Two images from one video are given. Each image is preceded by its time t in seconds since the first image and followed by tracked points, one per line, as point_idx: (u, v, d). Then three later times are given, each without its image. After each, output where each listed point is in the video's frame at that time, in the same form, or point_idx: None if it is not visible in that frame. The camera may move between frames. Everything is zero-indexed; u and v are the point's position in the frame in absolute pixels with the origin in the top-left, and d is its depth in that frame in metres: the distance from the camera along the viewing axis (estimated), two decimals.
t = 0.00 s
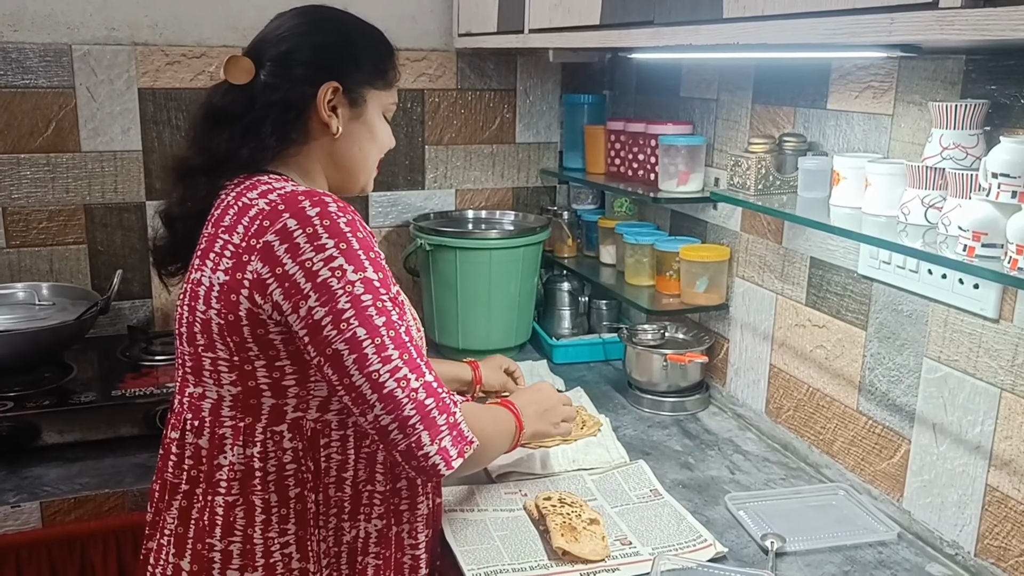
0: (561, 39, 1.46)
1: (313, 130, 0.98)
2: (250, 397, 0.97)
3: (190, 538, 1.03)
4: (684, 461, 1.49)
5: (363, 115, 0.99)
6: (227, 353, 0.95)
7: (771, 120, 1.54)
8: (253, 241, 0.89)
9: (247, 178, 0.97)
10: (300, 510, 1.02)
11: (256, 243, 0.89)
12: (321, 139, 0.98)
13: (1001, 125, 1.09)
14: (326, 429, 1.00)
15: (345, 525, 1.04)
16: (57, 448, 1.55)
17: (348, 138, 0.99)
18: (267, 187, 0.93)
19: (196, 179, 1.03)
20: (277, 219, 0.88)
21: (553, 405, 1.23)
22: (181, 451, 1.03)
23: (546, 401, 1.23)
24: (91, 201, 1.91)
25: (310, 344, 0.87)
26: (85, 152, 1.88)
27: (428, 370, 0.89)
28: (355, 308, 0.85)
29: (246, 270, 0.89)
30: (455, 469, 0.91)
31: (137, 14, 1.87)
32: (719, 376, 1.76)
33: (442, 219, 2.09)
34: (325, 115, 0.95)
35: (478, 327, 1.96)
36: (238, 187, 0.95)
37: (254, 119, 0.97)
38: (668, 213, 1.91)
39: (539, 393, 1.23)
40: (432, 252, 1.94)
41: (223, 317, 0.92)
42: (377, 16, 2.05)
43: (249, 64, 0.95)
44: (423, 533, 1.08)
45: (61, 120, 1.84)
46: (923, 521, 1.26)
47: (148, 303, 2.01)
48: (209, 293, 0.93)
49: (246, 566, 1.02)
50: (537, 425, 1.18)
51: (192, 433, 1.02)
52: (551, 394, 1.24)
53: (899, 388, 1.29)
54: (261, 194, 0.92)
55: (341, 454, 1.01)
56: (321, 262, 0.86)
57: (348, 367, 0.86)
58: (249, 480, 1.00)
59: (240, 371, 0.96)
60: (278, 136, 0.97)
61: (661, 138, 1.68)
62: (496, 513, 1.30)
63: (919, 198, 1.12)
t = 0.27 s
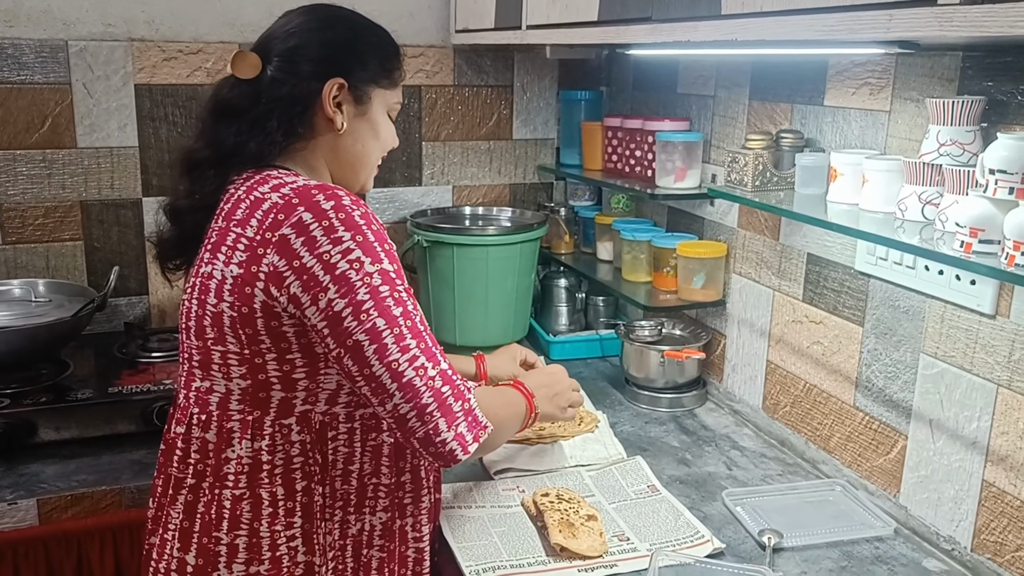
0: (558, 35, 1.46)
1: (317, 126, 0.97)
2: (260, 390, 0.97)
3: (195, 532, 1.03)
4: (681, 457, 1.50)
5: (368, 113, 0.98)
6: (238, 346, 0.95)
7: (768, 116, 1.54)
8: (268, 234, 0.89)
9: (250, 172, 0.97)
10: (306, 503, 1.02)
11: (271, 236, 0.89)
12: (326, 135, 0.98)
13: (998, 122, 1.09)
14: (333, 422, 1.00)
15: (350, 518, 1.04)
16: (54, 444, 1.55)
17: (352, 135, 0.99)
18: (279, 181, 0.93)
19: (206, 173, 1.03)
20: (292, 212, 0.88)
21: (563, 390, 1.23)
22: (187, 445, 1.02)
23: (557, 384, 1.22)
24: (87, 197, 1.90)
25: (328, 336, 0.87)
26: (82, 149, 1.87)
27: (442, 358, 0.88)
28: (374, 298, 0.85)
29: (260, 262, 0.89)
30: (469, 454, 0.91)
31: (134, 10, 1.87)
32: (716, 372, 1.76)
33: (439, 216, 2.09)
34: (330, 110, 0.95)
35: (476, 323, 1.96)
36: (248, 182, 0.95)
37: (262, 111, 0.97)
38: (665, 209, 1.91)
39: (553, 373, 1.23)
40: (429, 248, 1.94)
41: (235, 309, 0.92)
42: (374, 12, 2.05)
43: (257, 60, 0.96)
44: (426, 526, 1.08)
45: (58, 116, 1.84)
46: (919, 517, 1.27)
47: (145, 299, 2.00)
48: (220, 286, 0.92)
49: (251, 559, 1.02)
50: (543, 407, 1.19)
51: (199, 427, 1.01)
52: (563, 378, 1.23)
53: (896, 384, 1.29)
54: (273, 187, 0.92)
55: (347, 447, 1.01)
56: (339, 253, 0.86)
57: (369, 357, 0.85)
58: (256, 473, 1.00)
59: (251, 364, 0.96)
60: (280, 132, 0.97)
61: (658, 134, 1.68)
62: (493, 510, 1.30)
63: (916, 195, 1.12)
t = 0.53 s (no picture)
0: (552, 32, 1.46)
1: (316, 124, 0.97)
2: (257, 386, 0.97)
3: (197, 529, 1.03)
4: (675, 454, 1.50)
5: (366, 106, 0.98)
6: (235, 342, 0.95)
7: (761, 114, 1.54)
8: (264, 230, 0.89)
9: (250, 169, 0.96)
10: (307, 499, 1.02)
11: (267, 232, 0.89)
12: (325, 132, 0.98)
13: (991, 120, 1.09)
14: (331, 419, 1.00)
15: (350, 515, 1.04)
16: (47, 443, 1.54)
17: (351, 129, 0.98)
18: (275, 177, 0.92)
19: (203, 171, 1.03)
20: (288, 208, 0.88)
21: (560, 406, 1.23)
22: (186, 442, 1.02)
23: (556, 399, 1.22)
24: (79, 194, 1.89)
25: (316, 334, 0.87)
26: (74, 146, 1.86)
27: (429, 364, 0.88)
28: (362, 298, 0.85)
29: (256, 258, 0.89)
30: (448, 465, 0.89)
31: (125, 7, 1.86)
32: (710, 369, 1.77)
33: (433, 213, 2.09)
34: (328, 107, 0.95)
35: (469, 320, 1.96)
36: (245, 177, 0.94)
37: (258, 113, 0.96)
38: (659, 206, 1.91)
39: (552, 387, 1.23)
40: (422, 245, 1.94)
41: (232, 305, 0.92)
42: (367, 9, 2.04)
43: (249, 64, 0.95)
44: (425, 523, 1.08)
45: (50, 113, 1.83)
46: (912, 513, 1.27)
47: (138, 297, 2.00)
48: (217, 281, 0.92)
49: (255, 556, 1.02)
50: (539, 421, 1.18)
51: (197, 424, 1.01)
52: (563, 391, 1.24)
53: (889, 381, 1.29)
54: (270, 183, 0.91)
55: (346, 444, 1.01)
56: (330, 251, 0.86)
57: (350, 359, 0.85)
58: (256, 470, 1.00)
59: (248, 360, 0.95)
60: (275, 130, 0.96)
61: (652, 131, 1.68)
62: (489, 507, 1.30)
63: (910, 192, 1.12)
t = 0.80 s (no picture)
0: (551, 31, 1.45)
1: (314, 123, 0.97)
2: (255, 388, 0.96)
3: (197, 530, 1.02)
4: (675, 454, 1.50)
5: (366, 109, 0.98)
6: (232, 344, 0.94)
7: (761, 113, 1.54)
8: (259, 232, 0.89)
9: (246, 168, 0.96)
10: (307, 500, 1.02)
11: (262, 234, 0.88)
12: (323, 132, 0.97)
13: (991, 118, 1.09)
14: (330, 422, 1.00)
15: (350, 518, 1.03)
16: (46, 443, 1.54)
17: (350, 132, 0.98)
18: (273, 179, 0.92)
19: (203, 170, 1.02)
20: (283, 211, 0.88)
21: (563, 417, 1.22)
22: (185, 443, 1.01)
23: (557, 410, 1.21)
24: (78, 194, 1.89)
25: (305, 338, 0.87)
26: (72, 146, 1.86)
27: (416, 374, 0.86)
28: (350, 303, 0.84)
29: (250, 261, 0.89)
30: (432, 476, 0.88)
31: (124, 6, 1.85)
32: (709, 369, 1.76)
33: (433, 213, 2.08)
34: (326, 107, 0.94)
35: (469, 320, 1.96)
36: (243, 178, 0.94)
37: (258, 109, 0.96)
38: (658, 206, 1.91)
39: (553, 397, 1.21)
40: (422, 245, 1.94)
41: (228, 307, 0.91)
42: (365, 9, 2.04)
43: (253, 59, 0.95)
44: (426, 525, 1.06)
45: (48, 113, 1.83)
46: (913, 513, 1.27)
47: (136, 297, 1.99)
48: (214, 283, 0.92)
49: (255, 557, 1.02)
50: (537, 431, 1.17)
51: (196, 425, 1.00)
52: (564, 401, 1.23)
53: (889, 380, 1.29)
54: (267, 185, 0.92)
55: (344, 447, 1.01)
56: (322, 255, 0.85)
57: (336, 363, 0.85)
58: (255, 471, 1.00)
59: (245, 362, 0.95)
60: (275, 129, 0.96)
61: (651, 131, 1.68)
62: (488, 506, 1.30)
63: (910, 190, 1.12)
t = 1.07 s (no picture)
0: (549, 31, 1.45)
1: (305, 123, 0.96)
2: (245, 391, 0.96)
3: (189, 532, 1.02)
4: (672, 455, 1.50)
5: (358, 112, 0.97)
6: (221, 347, 0.94)
7: (759, 113, 1.54)
8: (246, 235, 0.89)
9: (238, 168, 0.96)
10: (299, 504, 1.01)
11: (248, 238, 0.88)
12: (314, 132, 0.97)
13: (988, 119, 1.09)
14: (321, 426, 0.99)
15: (342, 522, 1.03)
16: (42, 444, 1.54)
17: (341, 133, 0.98)
18: (261, 181, 0.92)
19: (198, 170, 1.02)
20: (270, 214, 0.88)
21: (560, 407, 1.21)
22: (177, 444, 1.02)
23: (554, 401, 1.20)
24: (75, 195, 1.89)
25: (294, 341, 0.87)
26: (69, 146, 1.86)
27: (406, 377, 0.86)
28: (337, 305, 0.84)
29: (237, 264, 0.89)
30: (426, 477, 0.89)
31: (121, 7, 1.85)
32: (707, 369, 1.76)
33: (431, 213, 2.08)
34: (317, 107, 0.94)
35: (467, 321, 1.96)
36: (233, 181, 0.94)
37: (252, 108, 0.96)
38: (656, 206, 1.91)
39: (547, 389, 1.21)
40: (420, 246, 1.94)
41: (216, 310, 0.91)
42: (363, 9, 2.03)
43: (247, 58, 0.95)
44: (420, 530, 1.07)
45: (45, 113, 1.82)
46: (911, 514, 1.26)
47: (134, 298, 1.99)
48: (202, 286, 0.92)
49: (248, 560, 1.02)
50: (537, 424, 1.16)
51: (188, 427, 1.01)
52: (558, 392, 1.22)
53: (887, 381, 1.29)
54: (255, 188, 0.91)
55: (336, 451, 1.00)
56: (309, 258, 0.85)
57: (327, 370, 0.85)
58: (246, 474, 1.00)
59: (234, 365, 0.95)
60: (271, 128, 0.96)
61: (649, 131, 1.68)
62: (485, 508, 1.30)
63: (907, 191, 1.12)
